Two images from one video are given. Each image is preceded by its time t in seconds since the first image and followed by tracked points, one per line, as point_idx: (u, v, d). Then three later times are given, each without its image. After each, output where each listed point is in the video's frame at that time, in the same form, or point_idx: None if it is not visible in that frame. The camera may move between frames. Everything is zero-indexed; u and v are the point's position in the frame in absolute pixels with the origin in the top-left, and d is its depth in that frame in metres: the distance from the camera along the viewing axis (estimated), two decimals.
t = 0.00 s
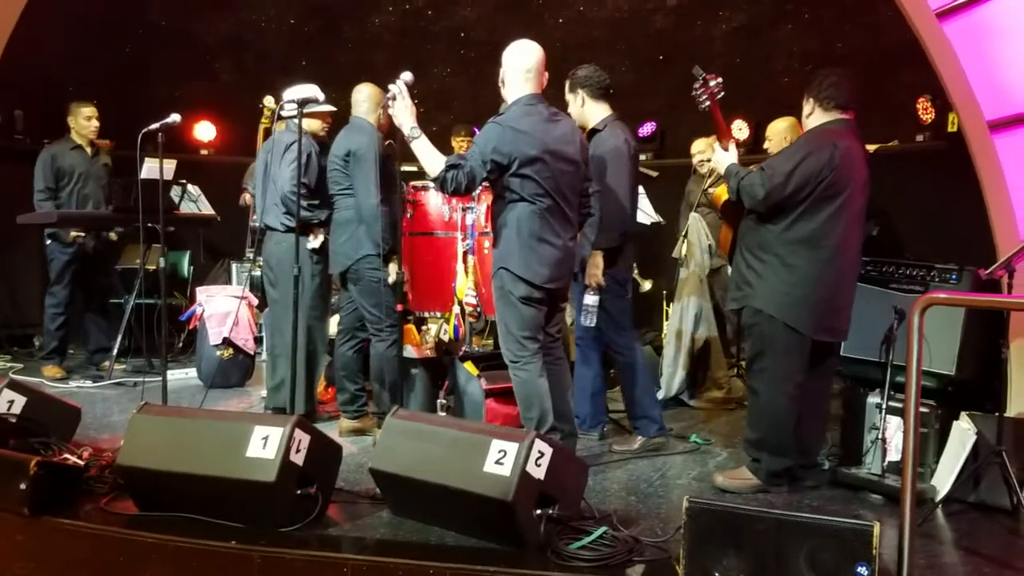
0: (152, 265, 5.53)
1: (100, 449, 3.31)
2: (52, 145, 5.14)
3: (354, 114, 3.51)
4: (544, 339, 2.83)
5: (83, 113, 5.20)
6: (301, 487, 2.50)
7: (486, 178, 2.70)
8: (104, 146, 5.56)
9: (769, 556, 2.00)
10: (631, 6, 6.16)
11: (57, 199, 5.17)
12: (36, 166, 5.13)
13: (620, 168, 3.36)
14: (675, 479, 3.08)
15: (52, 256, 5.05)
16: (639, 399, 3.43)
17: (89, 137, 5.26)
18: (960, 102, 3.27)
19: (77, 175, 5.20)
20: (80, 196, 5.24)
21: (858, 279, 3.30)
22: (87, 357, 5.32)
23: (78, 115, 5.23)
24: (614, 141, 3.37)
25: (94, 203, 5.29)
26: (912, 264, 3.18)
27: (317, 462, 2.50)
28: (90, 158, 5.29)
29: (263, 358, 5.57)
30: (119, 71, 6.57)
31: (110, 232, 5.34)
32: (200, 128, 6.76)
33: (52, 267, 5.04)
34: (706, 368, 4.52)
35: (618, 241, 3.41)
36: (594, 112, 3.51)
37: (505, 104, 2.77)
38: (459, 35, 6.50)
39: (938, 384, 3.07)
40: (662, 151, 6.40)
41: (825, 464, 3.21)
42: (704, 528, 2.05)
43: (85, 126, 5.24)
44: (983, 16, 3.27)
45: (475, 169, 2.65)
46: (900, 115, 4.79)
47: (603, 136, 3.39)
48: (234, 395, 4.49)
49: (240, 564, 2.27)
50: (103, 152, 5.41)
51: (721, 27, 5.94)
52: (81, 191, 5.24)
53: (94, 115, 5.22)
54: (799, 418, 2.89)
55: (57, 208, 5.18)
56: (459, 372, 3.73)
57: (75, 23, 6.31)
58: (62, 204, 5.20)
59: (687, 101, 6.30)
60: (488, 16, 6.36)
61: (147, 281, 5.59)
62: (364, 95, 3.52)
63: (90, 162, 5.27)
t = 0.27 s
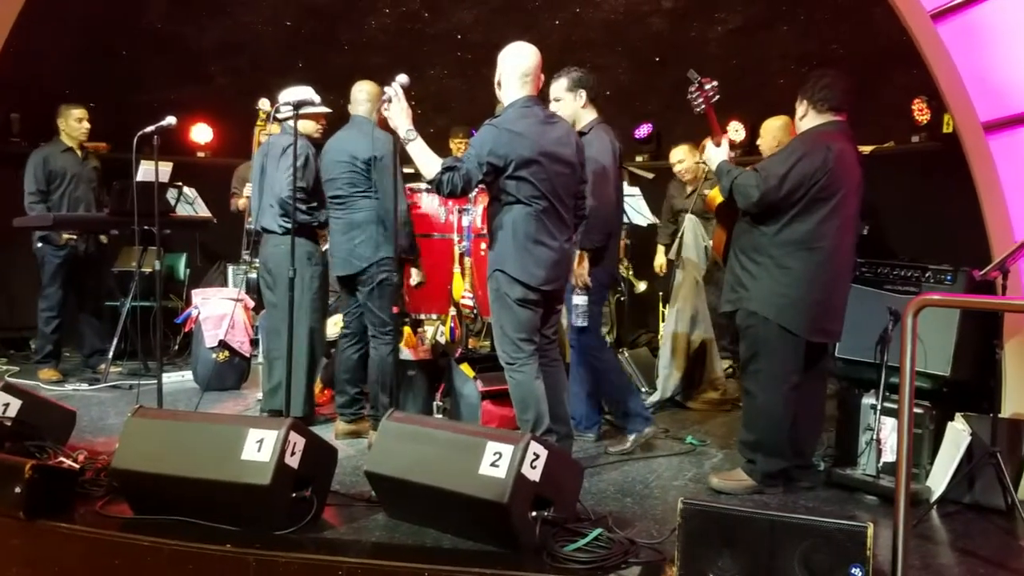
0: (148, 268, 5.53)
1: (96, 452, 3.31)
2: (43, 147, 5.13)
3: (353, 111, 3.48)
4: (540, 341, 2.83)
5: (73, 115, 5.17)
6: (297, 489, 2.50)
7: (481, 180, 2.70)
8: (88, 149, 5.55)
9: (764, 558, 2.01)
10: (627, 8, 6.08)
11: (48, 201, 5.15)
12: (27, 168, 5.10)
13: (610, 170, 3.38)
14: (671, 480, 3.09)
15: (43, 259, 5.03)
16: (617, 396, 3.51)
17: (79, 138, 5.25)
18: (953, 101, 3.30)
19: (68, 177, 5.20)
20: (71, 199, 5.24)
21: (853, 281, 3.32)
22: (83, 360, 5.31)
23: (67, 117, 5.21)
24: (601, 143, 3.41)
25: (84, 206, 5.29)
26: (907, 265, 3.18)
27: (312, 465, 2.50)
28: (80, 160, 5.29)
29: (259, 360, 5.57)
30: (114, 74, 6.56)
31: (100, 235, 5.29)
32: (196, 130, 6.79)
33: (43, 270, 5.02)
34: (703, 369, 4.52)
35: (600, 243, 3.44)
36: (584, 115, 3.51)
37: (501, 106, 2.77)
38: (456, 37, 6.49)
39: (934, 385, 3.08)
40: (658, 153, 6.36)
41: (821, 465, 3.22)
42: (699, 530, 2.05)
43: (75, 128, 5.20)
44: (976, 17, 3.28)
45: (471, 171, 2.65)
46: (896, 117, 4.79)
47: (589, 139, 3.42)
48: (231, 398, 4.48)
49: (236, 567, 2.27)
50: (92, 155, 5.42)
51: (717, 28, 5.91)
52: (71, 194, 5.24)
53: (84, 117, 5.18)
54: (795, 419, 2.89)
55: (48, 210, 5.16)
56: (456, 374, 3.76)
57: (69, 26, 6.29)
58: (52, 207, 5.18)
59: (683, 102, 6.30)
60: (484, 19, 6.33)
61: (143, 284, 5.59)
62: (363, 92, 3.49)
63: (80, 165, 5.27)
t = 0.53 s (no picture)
0: (140, 270, 5.51)
1: (88, 455, 3.30)
2: (32, 148, 5.11)
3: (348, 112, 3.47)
4: (533, 341, 2.83)
5: (61, 115, 5.17)
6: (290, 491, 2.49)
7: (472, 181, 2.69)
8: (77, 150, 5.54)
9: (757, 558, 2.01)
10: (619, 9, 6.01)
11: (37, 203, 5.12)
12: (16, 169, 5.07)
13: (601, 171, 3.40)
14: (664, 481, 3.09)
15: (31, 260, 5.00)
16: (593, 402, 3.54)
17: (67, 139, 5.24)
18: (945, 104, 3.27)
19: (58, 178, 5.18)
20: (60, 201, 5.22)
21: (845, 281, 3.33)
22: (74, 362, 5.29)
23: (55, 118, 5.20)
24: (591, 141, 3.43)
25: (73, 208, 5.27)
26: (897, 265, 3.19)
27: (305, 467, 2.49)
28: (69, 162, 5.28)
29: (252, 362, 5.56)
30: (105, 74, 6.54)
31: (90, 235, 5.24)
32: (188, 131, 6.78)
33: (31, 271, 4.99)
34: (694, 368, 4.54)
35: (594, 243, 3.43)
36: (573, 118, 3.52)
37: (493, 107, 2.77)
38: (447, 38, 6.47)
39: (925, 385, 3.09)
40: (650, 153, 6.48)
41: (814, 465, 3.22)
42: (692, 530, 2.05)
43: (64, 128, 5.20)
44: (966, 18, 3.31)
45: (463, 172, 2.65)
46: (888, 117, 4.81)
47: (578, 139, 3.43)
48: (223, 400, 4.47)
49: (229, 569, 2.27)
50: (79, 157, 5.40)
51: (709, 29, 5.92)
52: (61, 196, 5.22)
53: (73, 116, 5.19)
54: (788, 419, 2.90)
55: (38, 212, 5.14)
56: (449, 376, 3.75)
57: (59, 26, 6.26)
58: (42, 208, 5.15)
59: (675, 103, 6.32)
60: (474, 20, 6.27)
61: (135, 286, 5.58)
62: (357, 91, 3.47)
63: (69, 166, 5.26)
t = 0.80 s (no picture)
0: (145, 271, 5.52)
1: (93, 456, 3.31)
2: (39, 150, 5.13)
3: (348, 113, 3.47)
4: (537, 342, 2.83)
5: (67, 117, 5.19)
6: (295, 492, 2.49)
7: (476, 182, 2.70)
8: (83, 152, 5.55)
9: (761, 558, 2.01)
10: (623, 9, 6.01)
11: (44, 205, 5.14)
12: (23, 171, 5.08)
13: (607, 171, 3.38)
14: (669, 481, 3.09)
15: (38, 262, 5.02)
16: (595, 404, 3.56)
17: (74, 141, 5.25)
18: (949, 102, 3.31)
19: (65, 181, 5.20)
20: (67, 203, 5.23)
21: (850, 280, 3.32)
22: (79, 364, 5.30)
23: (61, 120, 5.22)
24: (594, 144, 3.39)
25: (79, 209, 5.29)
26: (902, 264, 3.19)
27: (310, 467, 2.50)
28: (75, 164, 5.29)
29: (257, 363, 5.57)
30: (110, 76, 6.55)
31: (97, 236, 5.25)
32: (193, 132, 6.83)
33: (38, 273, 5.02)
34: (699, 369, 4.54)
35: (600, 244, 3.44)
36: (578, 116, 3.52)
37: (496, 108, 2.77)
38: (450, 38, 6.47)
39: (931, 384, 3.08)
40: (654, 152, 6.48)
41: (819, 464, 3.22)
42: (697, 531, 2.05)
43: (71, 130, 5.23)
44: (973, 17, 3.28)
45: (467, 173, 2.65)
46: (892, 116, 4.80)
47: (584, 138, 3.42)
48: (228, 401, 4.48)
49: (234, 570, 2.27)
50: (85, 159, 5.42)
51: (713, 29, 5.91)
52: (67, 198, 5.23)
53: (80, 118, 5.22)
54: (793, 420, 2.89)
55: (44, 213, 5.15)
56: (453, 376, 3.77)
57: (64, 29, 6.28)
58: (49, 210, 5.17)
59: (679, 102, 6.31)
60: (478, 21, 6.27)
61: (140, 287, 5.59)
62: (357, 91, 3.46)
63: (76, 168, 5.27)
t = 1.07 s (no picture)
0: (151, 271, 5.53)
1: (100, 455, 3.32)
2: (49, 151, 5.14)
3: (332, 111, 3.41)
4: (543, 340, 2.83)
5: (77, 118, 5.18)
6: (302, 490, 2.50)
7: (482, 179, 2.70)
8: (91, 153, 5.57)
9: (768, 554, 2.01)
10: (627, 6, 6.12)
11: (53, 206, 5.16)
12: (32, 171, 5.10)
13: (612, 168, 3.38)
14: (675, 478, 3.08)
15: (47, 261, 5.04)
16: (602, 403, 3.56)
17: (84, 142, 5.25)
18: (954, 98, 3.27)
19: (74, 181, 5.21)
20: (76, 203, 5.24)
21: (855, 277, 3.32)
22: (85, 364, 5.31)
23: (72, 120, 5.22)
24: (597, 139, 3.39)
25: (88, 209, 5.30)
26: (908, 260, 3.21)
27: (316, 466, 2.50)
28: (84, 164, 5.30)
29: (262, 362, 5.58)
30: (115, 77, 6.57)
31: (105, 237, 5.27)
32: (197, 132, 6.76)
33: (47, 273, 5.03)
34: (705, 367, 4.54)
35: (606, 248, 3.43)
36: (581, 114, 3.52)
37: (501, 106, 2.77)
38: (456, 37, 6.54)
39: (937, 380, 3.10)
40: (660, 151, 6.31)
41: (825, 461, 3.21)
42: (704, 527, 2.05)
43: (80, 131, 5.23)
44: (981, 11, 3.27)
45: (472, 171, 2.65)
46: (898, 113, 4.79)
47: (590, 137, 3.41)
48: (234, 400, 4.48)
49: (241, 568, 2.28)
50: (95, 159, 5.42)
51: (717, 26, 5.90)
52: (77, 198, 5.25)
53: (89, 120, 5.21)
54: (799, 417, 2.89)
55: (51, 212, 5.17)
56: (458, 374, 3.74)
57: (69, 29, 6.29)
58: (58, 211, 5.18)
59: (683, 100, 6.31)
60: (483, 19, 6.40)
61: (146, 287, 5.61)
62: (341, 89, 3.42)
63: (85, 169, 5.29)
